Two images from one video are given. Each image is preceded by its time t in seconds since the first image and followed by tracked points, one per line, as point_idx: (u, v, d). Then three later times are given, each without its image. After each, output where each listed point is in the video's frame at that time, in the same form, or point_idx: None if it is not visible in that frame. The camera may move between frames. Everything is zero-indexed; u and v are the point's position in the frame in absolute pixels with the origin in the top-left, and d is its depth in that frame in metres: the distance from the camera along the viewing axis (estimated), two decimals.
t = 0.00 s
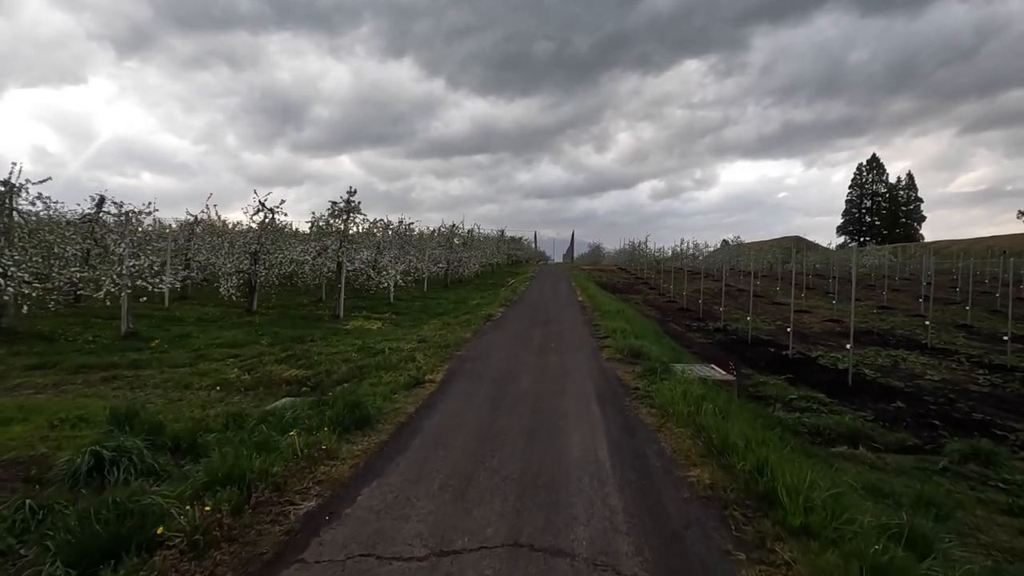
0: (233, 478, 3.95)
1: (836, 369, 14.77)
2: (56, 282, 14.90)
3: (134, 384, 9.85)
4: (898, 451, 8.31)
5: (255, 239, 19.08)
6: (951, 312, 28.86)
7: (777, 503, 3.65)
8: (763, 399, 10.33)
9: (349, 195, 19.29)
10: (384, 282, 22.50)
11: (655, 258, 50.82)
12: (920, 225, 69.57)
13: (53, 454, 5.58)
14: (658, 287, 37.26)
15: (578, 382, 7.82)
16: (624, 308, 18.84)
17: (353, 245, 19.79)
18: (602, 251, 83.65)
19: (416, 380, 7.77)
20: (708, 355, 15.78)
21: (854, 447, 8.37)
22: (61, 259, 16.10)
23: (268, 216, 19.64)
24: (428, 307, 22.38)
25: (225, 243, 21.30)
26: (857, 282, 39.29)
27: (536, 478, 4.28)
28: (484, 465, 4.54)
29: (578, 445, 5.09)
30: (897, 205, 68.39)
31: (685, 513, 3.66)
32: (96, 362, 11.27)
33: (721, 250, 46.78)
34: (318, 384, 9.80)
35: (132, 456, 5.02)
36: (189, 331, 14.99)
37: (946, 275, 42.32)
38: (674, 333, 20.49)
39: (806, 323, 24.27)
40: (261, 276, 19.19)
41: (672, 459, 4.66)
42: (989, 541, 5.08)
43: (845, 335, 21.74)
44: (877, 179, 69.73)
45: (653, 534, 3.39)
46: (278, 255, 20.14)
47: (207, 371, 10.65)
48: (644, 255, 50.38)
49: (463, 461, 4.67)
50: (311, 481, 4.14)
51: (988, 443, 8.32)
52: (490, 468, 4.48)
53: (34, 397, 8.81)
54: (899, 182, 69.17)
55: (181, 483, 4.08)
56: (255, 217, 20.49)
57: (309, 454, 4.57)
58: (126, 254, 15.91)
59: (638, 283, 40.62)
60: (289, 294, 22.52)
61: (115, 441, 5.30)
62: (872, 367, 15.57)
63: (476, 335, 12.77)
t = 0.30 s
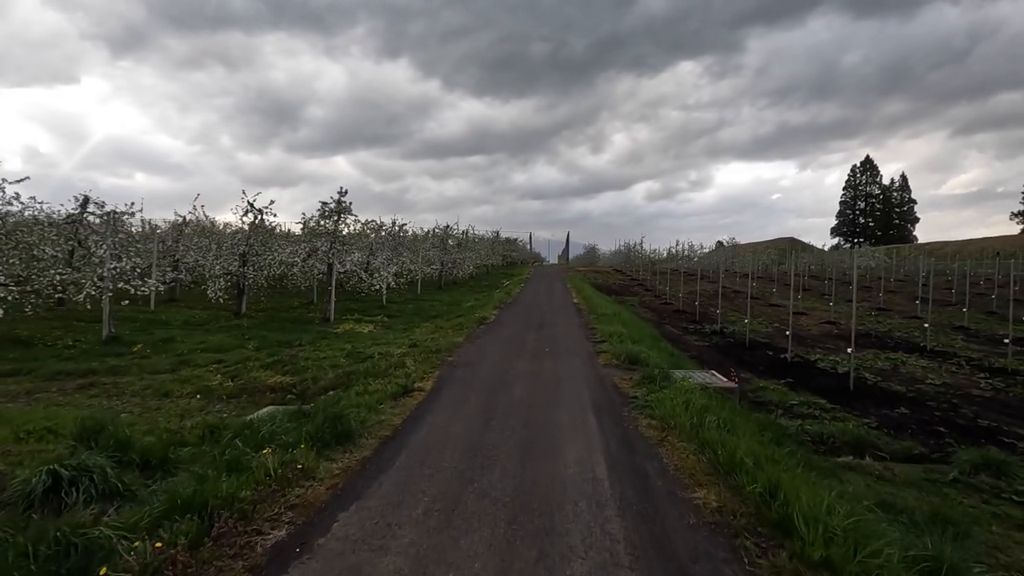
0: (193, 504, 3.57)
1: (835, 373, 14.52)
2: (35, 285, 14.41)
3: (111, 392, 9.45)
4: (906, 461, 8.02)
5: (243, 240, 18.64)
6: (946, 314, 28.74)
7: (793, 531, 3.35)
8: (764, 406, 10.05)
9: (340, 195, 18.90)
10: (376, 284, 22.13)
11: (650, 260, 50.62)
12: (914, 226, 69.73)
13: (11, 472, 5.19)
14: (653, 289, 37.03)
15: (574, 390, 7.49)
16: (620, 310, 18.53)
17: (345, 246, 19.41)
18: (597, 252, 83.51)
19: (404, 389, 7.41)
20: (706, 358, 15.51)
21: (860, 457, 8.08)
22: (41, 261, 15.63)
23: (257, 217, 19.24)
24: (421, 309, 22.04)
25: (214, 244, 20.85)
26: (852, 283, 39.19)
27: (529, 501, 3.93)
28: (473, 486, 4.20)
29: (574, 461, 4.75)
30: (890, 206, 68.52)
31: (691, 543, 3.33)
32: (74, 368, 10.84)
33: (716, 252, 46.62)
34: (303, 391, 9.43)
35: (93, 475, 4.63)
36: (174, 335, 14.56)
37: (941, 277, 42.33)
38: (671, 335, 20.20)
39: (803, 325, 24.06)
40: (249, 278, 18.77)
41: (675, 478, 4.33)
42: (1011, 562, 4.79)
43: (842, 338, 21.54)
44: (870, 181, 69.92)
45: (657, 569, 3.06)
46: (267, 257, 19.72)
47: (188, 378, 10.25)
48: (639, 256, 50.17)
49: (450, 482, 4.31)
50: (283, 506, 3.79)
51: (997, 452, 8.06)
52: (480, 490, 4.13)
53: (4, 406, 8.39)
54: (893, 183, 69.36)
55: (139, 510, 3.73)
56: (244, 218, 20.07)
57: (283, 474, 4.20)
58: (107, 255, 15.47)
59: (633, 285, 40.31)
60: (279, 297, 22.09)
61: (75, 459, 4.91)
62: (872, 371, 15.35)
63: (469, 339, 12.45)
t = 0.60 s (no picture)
0: (150, 531, 3.21)
1: (838, 375, 14.22)
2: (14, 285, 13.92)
3: (88, 397, 9.02)
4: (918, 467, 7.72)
5: (232, 239, 18.18)
6: (944, 313, 28.56)
7: (822, 557, 3.01)
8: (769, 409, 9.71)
9: (331, 193, 18.47)
10: (369, 284, 21.72)
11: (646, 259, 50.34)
12: (908, 226, 69.80)
13: None
14: (649, 288, 36.78)
15: (573, 395, 7.13)
16: (618, 310, 18.21)
17: (337, 245, 18.97)
18: (593, 251, 83.29)
19: (394, 395, 7.04)
20: (705, 359, 15.19)
21: (870, 464, 7.77)
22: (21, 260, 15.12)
23: (246, 215, 18.79)
24: (415, 309, 21.65)
25: (202, 243, 20.38)
26: (848, 282, 39.02)
27: (528, 522, 3.57)
28: (466, 505, 3.83)
29: (575, 475, 4.40)
30: (885, 206, 68.57)
31: (708, 571, 2.99)
32: (51, 372, 10.39)
33: (712, 251, 46.43)
34: (289, 397, 9.01)
35: (50, 493, 4.24)
36: (159, 337, 14.11)
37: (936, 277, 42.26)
38: (669, 335, 19.90)
39: (802, 325, 23.81)
40: (238, 277, 18.31)
41: (686, 494, 3.98)
42: None
43: (841, 338, 21.30)
44: (865, 180, 69.99)
45: None
46: (257, 256, 19.27)
47: (170, 382, 9.83)
48: (635, 255, 49.91)
49: (441, 500, 3.93)
50: (253, 529, 3.41)
51: (1012, 457, 7.77)
52: (473, 509, 3.76)
53: None
54: (887, 183, 69.45)
55: (91, 536, 3.35)
56: (233, 216, 19.60)
57: (256, 493, 3.83)
58: (87, 254, 14.97)
59: (629, 285, 40.00)
60: (270, 297, 21.61)
61: (33, 474, 4.51)
62: (874, 371, 15.08)
63: (463, 341, 12.08)
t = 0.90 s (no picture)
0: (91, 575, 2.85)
1: (841, 380, 13.91)
2: None
3: (62, 407, 8.59)
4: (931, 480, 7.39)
5: (221, 241, 17.77)
6: (943, 316, 28.34)
7: None
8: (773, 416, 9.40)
9: (323, 194, 18.08)
10: (362, 287, 21.32)
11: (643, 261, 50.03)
12: (904, 227, 69.81)
13: None
14: (647, 291, 36.48)
15: (571, 406, 6.78)
16: (616, 314, 17.87)
17: (328, 247, 18.60)
18: (589, 253, 83.02)
19: (382, 406, 6.66)
20: (705, 364, 14.86)
21: (881, 476, 7.44)
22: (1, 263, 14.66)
23: (235, 216, 18.40)
24: (410, 313, 21.27)
25: (191, 246, 19.93)
26: (846, 284, 38.80)
27: (522, 557, 3.21)
28: (454, 535, 3.46)
29: (574, 499, 4.04)
30: (880, 207, 68.53)
31: None
32: (27, 379, 9.95)
33: (709, 253, 46.19)
34: (274, 406, 8.62)
35: None
36: (144, 342, 13.69)
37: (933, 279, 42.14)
38: (668, 339, 19.57)
39: (801, 328, 23.52)
40: (227, 280, 17.89)
41: (696, 522, 3.62)
42: None
43: (842, 341, 21.03)
44: (860, 182, 70.05)
45: None
46: (247, 258, 18.85)
47: (151, 390, 9.41)
48: (632, 257, 49.63)
49: (427, 530, 3.56)
50: (214, 568, 3.05)
51: None
52: (462, 541, 3.40)
53: None
54: (883, 185, 69.51)
55: None
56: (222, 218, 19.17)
57: (220, 524, 3.46)
58: (68, 256, 14.51)
59: (626, 287, 39.69)
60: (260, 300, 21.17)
61: None
62: (878, 376, 14.78)
63: (457, 346, 11.71)
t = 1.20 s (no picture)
0: None
1: (842, 384, 13.57)
2: None
3: (30, 415, 8.15)
4: (942, 492, 7.04)
5: (208, 242, 17.32)
6: (942, 317, 28.08)
7: None
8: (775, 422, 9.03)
9: (313, 194, 17.67)
10: (353, 289, 20.90)
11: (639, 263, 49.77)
12: (899, 230, 69.77)
13: None
14: (644, 293, 36.15)
15: (565, 413, 6.41)
16: (612, 316, 17.52)
17: (319, 248, 18.20)
18: (585, 256, 82.76)
19: (364, 415, 6.27)
20: (704, 368, 14.50)
21: (891, 488, 7.09)
22: None
23: (223, 216, 17.97)
24: (402, 315, 20.88)
25: (178, 247, 19.47)
26: (843, 286, 38.57)
27: None
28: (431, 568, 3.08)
29: (567, 522, 3.66)
30: (876, 209, 68.53)
31: None
32: None
33: (706, 255, 45.95)
34: (255, 414, 8.21)
35: None
36: (126, 346, 13.27)
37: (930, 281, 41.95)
38: (665, 342, 19.22)
39: (799, 330, 23.23)
40: (214, 282, 17.47)
41: (702, 549, 3.25)
42: None
43: (841, 344, 20.72)
44: (856, 184, 70.10)
45: None
46: (235, 260, 18.41)
47: (126, 397, 8.98)
48: (628, 260, 49.37)
49: (402, 560, 3.19)
50: None
51: None
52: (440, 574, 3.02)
53: None
54: (878, 187, 69.48)
55: None
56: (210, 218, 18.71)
57: (168, 556, 3.08)
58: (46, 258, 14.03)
59: (623, 289, 39.34)
60: (249, 303, 20.73)
61: None
62: (880, 380, 14.46)
63: (448, 350, 11.31)
